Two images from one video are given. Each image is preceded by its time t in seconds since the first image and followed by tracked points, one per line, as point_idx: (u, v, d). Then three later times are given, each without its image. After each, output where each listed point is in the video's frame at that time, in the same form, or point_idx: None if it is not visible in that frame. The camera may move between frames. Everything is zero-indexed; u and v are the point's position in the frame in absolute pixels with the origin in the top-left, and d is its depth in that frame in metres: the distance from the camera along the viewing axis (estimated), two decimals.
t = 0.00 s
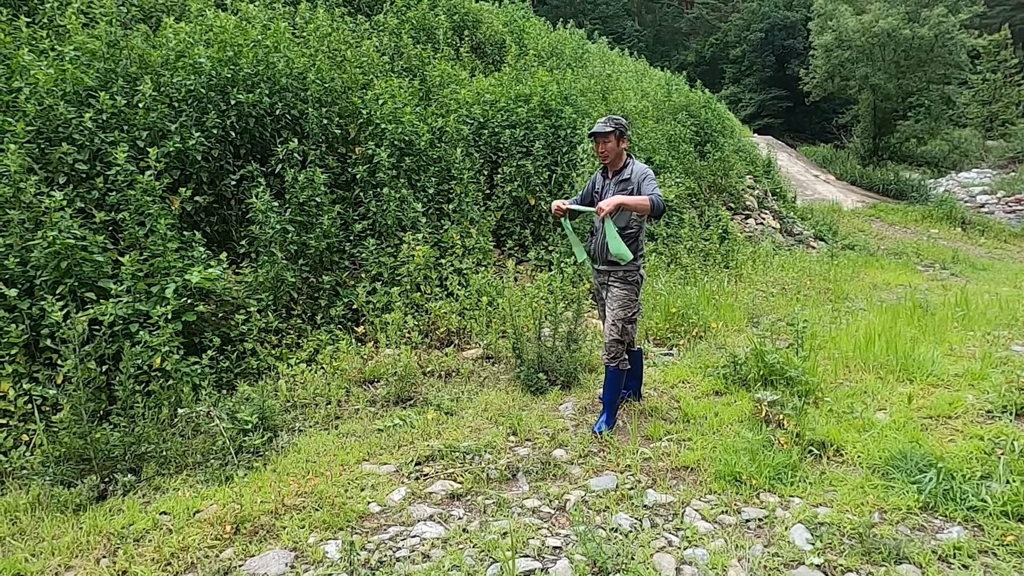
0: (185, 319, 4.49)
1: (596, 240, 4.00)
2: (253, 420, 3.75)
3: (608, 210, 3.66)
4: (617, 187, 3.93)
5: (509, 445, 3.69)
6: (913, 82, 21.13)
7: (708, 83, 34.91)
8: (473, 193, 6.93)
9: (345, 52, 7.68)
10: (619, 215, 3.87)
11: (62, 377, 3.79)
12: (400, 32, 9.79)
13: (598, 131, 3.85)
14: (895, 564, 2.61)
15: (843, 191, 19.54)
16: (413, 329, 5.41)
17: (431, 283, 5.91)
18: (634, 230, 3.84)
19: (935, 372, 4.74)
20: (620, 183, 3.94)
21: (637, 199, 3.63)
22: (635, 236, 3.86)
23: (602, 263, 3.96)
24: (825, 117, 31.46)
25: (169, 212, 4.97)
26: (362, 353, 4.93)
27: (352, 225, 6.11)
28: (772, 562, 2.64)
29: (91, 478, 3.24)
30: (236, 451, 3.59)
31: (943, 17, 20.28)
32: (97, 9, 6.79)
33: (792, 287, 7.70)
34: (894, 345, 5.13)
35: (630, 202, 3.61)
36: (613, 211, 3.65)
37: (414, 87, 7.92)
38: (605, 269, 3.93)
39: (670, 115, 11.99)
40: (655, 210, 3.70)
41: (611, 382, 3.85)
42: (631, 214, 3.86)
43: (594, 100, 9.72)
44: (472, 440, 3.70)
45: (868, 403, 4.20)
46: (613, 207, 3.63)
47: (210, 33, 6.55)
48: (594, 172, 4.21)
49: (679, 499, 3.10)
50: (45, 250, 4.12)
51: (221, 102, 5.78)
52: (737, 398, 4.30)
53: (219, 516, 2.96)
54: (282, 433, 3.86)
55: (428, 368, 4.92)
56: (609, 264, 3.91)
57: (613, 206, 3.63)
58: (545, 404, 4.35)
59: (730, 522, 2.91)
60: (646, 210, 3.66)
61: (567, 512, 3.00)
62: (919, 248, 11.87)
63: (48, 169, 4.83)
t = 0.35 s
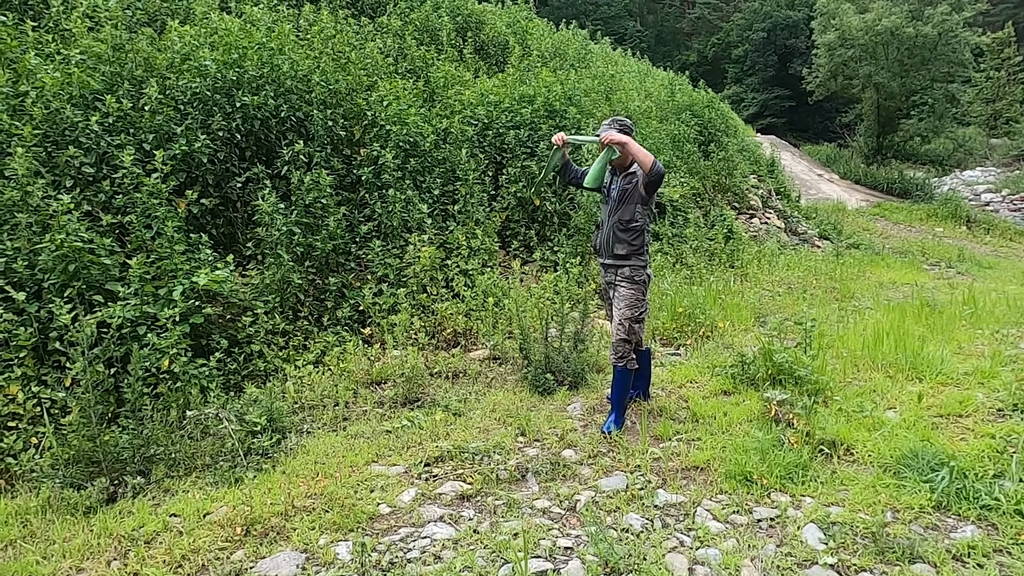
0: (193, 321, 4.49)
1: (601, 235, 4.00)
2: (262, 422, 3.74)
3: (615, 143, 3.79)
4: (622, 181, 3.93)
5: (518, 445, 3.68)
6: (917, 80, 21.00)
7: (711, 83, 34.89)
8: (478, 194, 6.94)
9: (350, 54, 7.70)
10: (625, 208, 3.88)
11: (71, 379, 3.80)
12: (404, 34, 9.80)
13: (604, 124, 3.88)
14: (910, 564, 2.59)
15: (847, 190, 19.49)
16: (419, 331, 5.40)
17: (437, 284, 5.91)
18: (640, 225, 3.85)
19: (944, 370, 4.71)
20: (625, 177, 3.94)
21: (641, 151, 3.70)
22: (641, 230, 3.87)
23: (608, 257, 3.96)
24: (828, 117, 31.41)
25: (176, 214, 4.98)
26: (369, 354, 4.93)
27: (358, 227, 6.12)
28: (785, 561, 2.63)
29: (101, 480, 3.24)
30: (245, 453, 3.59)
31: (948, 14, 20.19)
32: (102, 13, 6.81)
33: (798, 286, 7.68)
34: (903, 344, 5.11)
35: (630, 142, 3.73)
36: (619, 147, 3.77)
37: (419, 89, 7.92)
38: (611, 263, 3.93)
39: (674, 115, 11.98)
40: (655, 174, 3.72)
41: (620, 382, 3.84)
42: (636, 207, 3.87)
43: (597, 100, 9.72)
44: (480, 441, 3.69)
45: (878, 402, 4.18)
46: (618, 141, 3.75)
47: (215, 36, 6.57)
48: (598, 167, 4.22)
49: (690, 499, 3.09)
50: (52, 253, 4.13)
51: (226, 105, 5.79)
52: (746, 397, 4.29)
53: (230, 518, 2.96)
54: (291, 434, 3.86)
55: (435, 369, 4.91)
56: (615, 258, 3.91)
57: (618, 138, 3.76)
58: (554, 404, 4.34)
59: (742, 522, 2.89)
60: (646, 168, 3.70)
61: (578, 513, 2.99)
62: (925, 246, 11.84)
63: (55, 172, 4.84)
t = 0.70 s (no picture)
0: (203, 324, 4.50)
1: (609, 239, 4.01)
2: (274, 424, 3.75)
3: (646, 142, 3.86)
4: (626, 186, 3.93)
5: (530, 447, 3.67)
6: (924, 78, 20.90)
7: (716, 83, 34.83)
8: (486, 196, 6.94)
9: (357, 56, 7.71)
10: (630, 211, 3.87)
11: (83, 383, 3.81)
12: (410, 36, 9.81)
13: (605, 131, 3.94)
14: (927, 566, 2.57)
15: (854, 189, 19.42)
16: (429, 332, 5.41)
17: (445, 286, 5.91)
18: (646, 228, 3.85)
19: (957, 371, 4.68)
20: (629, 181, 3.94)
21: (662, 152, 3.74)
22: (647, 233, 3.87)
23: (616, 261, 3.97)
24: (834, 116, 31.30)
25: (186, 217, 4.99)
26: (379, 356, 4.93)
27: (366, 229, 6.12)
28: (801, 564, 2.61)
29: (114, 483, 3.24)
30: (257, 456, 3.59)
31: (954, 12, 20.09)
32: (111, 17, 6.84)
33: (807, 286, 7.64)
34: (914, 344, 5.07)
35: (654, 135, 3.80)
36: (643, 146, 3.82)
37: (426, 91, 7.93)
38: (618, 267, 3.94)
39: (680, 115, 11.95)
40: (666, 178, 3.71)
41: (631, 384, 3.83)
42: (641, 211, 3.86)
43: (604, 100, 9.71)
44: (492, 443, 3.69)
45: (891, 403, 4.16)
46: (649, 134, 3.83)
47: (223, 40, 6.58)
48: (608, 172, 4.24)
49: (704, 501, 3.07)
50: (64, 257, 4.14)
51: (235, 108, 5.80)
52: (758, 398, 4.27)
53: (243, 521, 2.96)
54: (302, 437, 3.86)
55: (445, 370, 4.91)
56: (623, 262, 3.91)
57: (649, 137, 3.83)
58: (564, 406, 4.33)
59: (757, 524, 2.88)
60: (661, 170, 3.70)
61: (591, 515, 2.99)
62: (933, 246, 11.78)
63: (65, 176, 4.86)
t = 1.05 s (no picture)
0: (218, 328, 4.51)
1: (615, 252, 3.98)
2: (290, 428, 3.76)
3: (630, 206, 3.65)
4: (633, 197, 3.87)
5: (546, 451, 3.67)
6: (933, 78, 20.81)
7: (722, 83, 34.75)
8: (497, 198, 6.94)
9: (367, 60, 7.73)
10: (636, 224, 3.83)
11: (101, 387, 3.83)
12: (418, 38, 9.83)
13: (613, 136, 3.81)
14: (951, 571, 2.56)
15: (863, 189, 19.32)
16: (441, 335, 5.41)
17: (457, 288, 5.92)
18: (651, 241, 3.78)
19: (973, 372, 4.65)
20: (635, 192, 3.88)
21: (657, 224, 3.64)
22: (651, 247, 3.79)
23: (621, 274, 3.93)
24: (841, 115, 31.18)
25: (199, 221, 5.01)
26: (393, 359, 4.93)
27: (378, 232, 6.13)
28: (824, 568, 2.60)
29: (133, 487, 3.25)
30: (274, 459, 3.60)
31: (963, 10, 19.99)
32: (123, 22, 6.89)
33: (818, 287, 7.61)
34: (929, 346, 5.04)
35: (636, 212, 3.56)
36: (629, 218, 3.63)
37: (435, 93, 7.94)
38: (623, 280, 3.91)
39: (688, 116, 11.93)
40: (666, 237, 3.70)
41: (636, 391, 3.84)
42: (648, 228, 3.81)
43: (612, 102, 9.70)
44: (508, 446, 3.69)
45: (908, 405, 4.13)
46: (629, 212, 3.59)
47: (234, 44, 6.60)
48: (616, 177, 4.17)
49: (723, 504, 3.06)
50: (80, 261, 4.17)
51: (246, 112, 5.82)
52: (773, 401, 4.26)
53: (262, 525, 2.97)
54: (318, 440, 3.87)
55: (458, 373, 4.92)
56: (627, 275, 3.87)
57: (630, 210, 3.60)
58: (579, 409, 4.32)
59: (777, 528, 2.87)
60: (661, 237, 3.68)
61: (610, 519, 2.98)
62: (943, 246, 11.70)
63: (80, 181, 4.89)
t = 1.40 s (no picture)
0: (235, 329, 4.55)
1: (617, 250, 3.98)
2: (308, 428, 3.78)
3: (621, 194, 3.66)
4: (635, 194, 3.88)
5: (562, 451, 3.69)
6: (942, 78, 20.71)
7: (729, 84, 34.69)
8: (508, 200, 6.97)
9: (378, 62, 7.77)
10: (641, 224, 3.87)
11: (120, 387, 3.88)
12: (428, 41, 9.87)
13: (620, 127, 3.77)
14: (971, 572, 2.56)
15: (872, 190, 19.24)
16: (455, 337, 5.44)
17: (470, 290, 5.94)
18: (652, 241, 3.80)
19: (989, 374, 4.64)
20: (638, 188, 3.88)
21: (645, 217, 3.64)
22: (655, 246, 3.80)
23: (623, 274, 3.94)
24: (849, 116, 31.07)
25: (215, 224, 5.06)
26: (407, 360, 4.96)
27: (390, 234, 6.16)
28: (843, 568, 2.61)
29: (155, 487, 3.29)
30: (292, 460, 3.63)
31: (973, 10, 19.89)
32: (138, 27, 6.96)
33: (830, 288, 7.59)
34: (944, 347, 5.03)
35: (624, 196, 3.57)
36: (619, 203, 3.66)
37: (446, 95, 7.97)
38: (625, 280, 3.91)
39: (697, 117, 11.92)
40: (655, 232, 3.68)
41: (658, 396, 3.87)
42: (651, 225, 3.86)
43: (622, 103, 9.71)
44: (524, 447, 3.70)
45: (923, 406, 4.13)
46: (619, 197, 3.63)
47: (247, 47, 6.65)
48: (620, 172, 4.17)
49: (740, 505, 3.07)
50: (99, 263, 4.21)
51: (261, 115, 5.86)
52: (788, 402, 4.25)
53: (283, 524, 3.00)
54: (335, 441, 3.90)
55: (472, 374, 4.93)
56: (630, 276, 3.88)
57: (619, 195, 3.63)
58: (593, 410, 4.33)
59: (795, 529, 2.88)
60: (650, 232, 3.67)
61: (628, 519, 2.99)
62: (954, 246, 11.65)
63: (98, 184, 4.94)
